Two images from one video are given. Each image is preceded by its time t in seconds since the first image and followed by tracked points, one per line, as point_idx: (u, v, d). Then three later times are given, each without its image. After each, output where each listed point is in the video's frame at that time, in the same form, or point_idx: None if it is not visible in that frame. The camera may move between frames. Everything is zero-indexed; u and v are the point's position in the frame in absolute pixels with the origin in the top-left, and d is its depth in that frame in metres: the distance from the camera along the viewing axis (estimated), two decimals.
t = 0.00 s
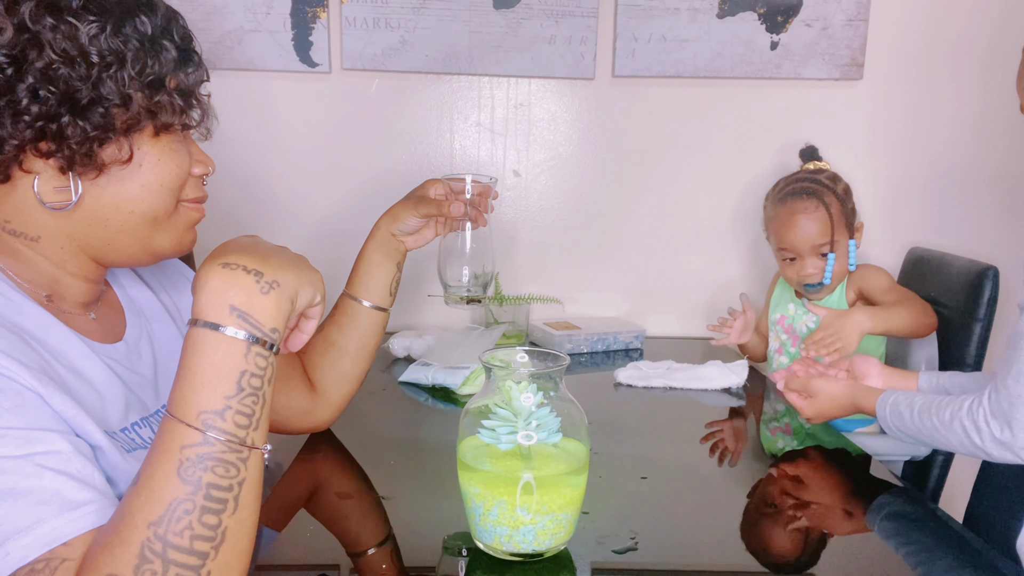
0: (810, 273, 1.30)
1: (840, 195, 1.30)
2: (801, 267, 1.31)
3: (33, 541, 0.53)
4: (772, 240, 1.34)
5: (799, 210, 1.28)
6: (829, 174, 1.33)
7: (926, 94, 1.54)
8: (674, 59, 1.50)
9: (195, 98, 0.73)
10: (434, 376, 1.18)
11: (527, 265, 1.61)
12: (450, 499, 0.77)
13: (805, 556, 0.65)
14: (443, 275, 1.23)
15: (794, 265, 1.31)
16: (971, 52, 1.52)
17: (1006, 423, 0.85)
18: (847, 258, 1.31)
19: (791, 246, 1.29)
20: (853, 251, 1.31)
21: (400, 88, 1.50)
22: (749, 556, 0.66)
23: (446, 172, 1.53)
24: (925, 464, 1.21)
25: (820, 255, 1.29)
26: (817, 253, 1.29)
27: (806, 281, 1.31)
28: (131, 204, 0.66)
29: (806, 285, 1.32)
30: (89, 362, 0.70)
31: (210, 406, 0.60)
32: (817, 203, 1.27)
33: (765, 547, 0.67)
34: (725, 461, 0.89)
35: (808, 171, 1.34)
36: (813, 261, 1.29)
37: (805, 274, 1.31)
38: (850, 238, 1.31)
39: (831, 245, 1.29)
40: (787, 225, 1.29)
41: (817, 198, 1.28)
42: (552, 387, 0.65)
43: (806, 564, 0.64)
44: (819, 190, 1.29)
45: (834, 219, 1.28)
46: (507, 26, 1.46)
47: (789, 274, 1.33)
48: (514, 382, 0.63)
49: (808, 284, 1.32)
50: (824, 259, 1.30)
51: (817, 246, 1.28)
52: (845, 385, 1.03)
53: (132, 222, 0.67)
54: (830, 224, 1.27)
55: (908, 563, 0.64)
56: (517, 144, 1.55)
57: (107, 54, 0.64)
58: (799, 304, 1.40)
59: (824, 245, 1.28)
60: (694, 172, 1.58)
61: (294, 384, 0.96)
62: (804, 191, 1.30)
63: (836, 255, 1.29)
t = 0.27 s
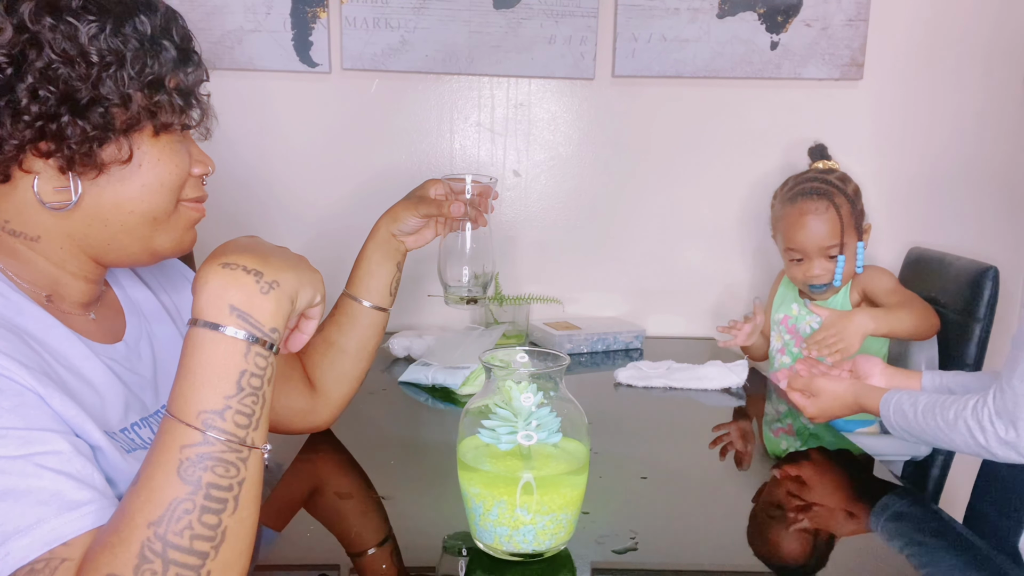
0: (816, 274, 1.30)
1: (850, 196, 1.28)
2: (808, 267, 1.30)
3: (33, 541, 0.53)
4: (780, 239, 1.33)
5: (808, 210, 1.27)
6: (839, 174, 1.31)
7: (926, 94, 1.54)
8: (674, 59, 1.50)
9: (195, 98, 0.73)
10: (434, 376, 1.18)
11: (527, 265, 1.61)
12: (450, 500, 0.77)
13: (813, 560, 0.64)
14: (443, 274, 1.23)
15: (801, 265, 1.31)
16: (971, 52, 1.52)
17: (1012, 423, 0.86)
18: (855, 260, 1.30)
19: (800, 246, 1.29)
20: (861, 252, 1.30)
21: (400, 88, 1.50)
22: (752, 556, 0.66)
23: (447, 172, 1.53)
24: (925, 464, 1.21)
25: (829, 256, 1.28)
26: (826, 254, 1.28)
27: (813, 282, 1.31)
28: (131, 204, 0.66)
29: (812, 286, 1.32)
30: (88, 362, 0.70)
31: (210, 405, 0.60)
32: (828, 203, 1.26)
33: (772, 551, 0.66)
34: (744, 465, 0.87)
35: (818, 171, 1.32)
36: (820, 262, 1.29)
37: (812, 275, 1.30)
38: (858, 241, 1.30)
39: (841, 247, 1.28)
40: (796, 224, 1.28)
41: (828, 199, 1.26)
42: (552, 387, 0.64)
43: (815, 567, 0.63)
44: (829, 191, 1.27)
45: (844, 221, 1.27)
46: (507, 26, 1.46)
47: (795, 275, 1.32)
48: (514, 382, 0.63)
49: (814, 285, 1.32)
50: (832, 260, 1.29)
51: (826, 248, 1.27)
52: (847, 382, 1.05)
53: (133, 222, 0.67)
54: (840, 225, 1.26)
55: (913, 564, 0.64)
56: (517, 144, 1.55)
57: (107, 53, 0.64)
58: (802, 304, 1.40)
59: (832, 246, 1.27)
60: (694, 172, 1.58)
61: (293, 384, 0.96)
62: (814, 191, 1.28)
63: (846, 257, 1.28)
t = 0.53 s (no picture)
0: (821, 270, 1.31)
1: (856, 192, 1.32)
2: (813, 263, 1.32)
3: (33, 541, 0.53)
4: (787, 234, 1.36)
5: (817, 203, 1.30)
6: (846, 173, 1.35)
7: (926, 94, 1.54)
8: (674, 59, 1.50)
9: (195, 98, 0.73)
10: (434, 376, 1.18)
11: (527, 265, 1.61)
12: (450, 500, 0.77)
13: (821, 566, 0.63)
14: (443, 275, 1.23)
15: (807, 260, 1.33)
16: (971, 52, 1.52)
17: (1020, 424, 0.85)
18: (861, 257, 1.30)
19: (807, 240, 1.31)
20: (866, 250, 1.30)
21: (400, 88, 1.50)
22: (753, 555, 0.66)
23: (447, 171, 1.53)
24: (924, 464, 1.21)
25: (834, 252, 1.30)
26: (832, 249, 1.30)
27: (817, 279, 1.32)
28: (131, 204, 0.66)
29: (816, 284, 1.33)
30: (88, 363, 0.70)
31: (209, 405, 0.60)
32: (836, 197, 1.29)
33: (778, 556, 0.66)
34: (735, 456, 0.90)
35: (825, 168, 1.36)
36: (826, 258, 1.30)
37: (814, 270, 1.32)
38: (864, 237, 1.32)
39: (847, 242, 1.30)
40: (804, 217, 1.31)
41: (837, 193, 1.29)
42: (552, 387, 0.64)
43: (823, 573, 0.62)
44: (838, 185, 1.31)
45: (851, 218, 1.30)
46: (507, 26, 1.46)
47: (799, 269, 1.34)
48: (514, 382, 0.63)
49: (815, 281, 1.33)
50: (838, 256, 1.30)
51: (833, 242, 1.30)
52: (852, 382, 1.04)
53: (132, 222, 0.67)
54: (847, 220, 1.29)
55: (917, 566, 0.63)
56: (517, 144, 1.55)
57: (106, 54, 0.64)
58: (801, 304, 1.41)
59: (838, 242, 1.30)
60: (694, 172, 1.58)
61: (292, 385, 0.96)
62: (823, 185, 1.31)
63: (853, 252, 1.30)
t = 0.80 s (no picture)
0: (829, 264, 1.26)
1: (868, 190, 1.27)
2: (822, 256, 1.26)
3: (31, 543, 0.52)
4: (794, 226, 1.30)
5: (829, 194, 1.24)
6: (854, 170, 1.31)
7: (926, 93, 1.54)
8: (674, 58, 1.49)
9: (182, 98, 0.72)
10: (434, 376, 1.18)
11: (527, 265, 1.61)
12: (450, 500, 0.77)
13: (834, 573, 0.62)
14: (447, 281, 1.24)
15: (815, 253, 1.27)
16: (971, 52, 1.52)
17: None
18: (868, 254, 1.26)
19: (817, 232, 1.25)
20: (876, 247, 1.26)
21: (400, 89, 1.50)
22: (761, 555, 0.66)
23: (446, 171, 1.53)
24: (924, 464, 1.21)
25: (843, 246, 1.25)
26: (842, 243, 1.25)
27: (823, 273, 1.27)
28: (113, 207, 0.65)
29: (822, 277, 1.28)
30: (86, 365, 0.70)
31: (202, 414, 0.59)
32: (847, 191, 1.24)
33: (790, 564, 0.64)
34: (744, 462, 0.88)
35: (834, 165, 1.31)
36: (835, 251, 1.25)
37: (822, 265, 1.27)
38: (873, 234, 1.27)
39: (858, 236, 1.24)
40: (815, 208, 1.25)
41: (848, 187, 1.25)
42: (552, 387, 0.64)
43: None
44: (850, 180, 1.26)
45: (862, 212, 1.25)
46: (507, 26, 1.46)
47: (807, 263, 1.28)
48: (514, 382, 0.63)
49: (824, 277, 1.28)
50: (847, 250, 1.25)
51: (844, 235, 1.24)
52: (862, 388, 1.06)
53: (116, 224, 0.66)
54: (858, 214, 1.24)
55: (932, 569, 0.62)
56: (517, 144, 1.55)
57: (78, 56, 0.63)
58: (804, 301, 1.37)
59: (850, 235, 1.24)
60: (694, 172, 1.58)
61: (291, 385, 0.95)
62: (836, 178, 1.27)
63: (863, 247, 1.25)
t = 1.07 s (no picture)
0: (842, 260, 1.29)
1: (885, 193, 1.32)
2: (835, 252, 1.30)
3: (14, 552, 0.53)
4: (811, 221, 1.34)
5: (849, 190, 1.29)
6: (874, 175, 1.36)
7: (925, 94, 1.54)
8: (674, 58, 1.50)
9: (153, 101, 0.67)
10: (435, 376, 1.18)
11: (527, 265, 1.61)
12: (449, 500, 0.77)
13: None
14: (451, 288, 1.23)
15: (829, 248, 1.30)
16: (971, 53, 1.52)
17: None
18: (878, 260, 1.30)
19: (834, 226, 1.29)
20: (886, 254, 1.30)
21: (400, 89, 1.50)
22: (767, 556, 0.66)
23: (446, 171, 1.53)
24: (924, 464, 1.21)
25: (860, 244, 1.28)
26: (858, 241, 1.28)
27: (835, 269, 1.30)
28: (76, 216, 0.64)
29: (832, 274, 1.31)
30: (76, 367, 0.70)
31: (167, 419, 0.57)
32: (868, 188, 1.29)
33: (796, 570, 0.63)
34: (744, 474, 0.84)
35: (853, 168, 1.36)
36: (850, 247, 1.29)
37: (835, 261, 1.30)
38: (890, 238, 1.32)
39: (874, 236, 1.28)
40: (834, 203, 1.29)
41: (869, 185, 1.29)
42: (552, 387, 0.64)
43: None
44: (871, 179, 1.30)
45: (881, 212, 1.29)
46: (507, 26, 1.46)
47: (820, 258, 1.32)
48: (514, 382, 0.63)
49: (837, 273, 1.31)
50: (863, 249, 1.29)
51: (861, 232, 1.28)
52: (912, 374, 0.97)
53: (83, 233, 0.65)
54: (877, 213, 1.28)
55: None
56: (517, 144, 1.55)
57: (27, 61, 0.61)
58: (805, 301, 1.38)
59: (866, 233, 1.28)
60: (694, 172, 1.58)
61: (289, 388, 0.96)
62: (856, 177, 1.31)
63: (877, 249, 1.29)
